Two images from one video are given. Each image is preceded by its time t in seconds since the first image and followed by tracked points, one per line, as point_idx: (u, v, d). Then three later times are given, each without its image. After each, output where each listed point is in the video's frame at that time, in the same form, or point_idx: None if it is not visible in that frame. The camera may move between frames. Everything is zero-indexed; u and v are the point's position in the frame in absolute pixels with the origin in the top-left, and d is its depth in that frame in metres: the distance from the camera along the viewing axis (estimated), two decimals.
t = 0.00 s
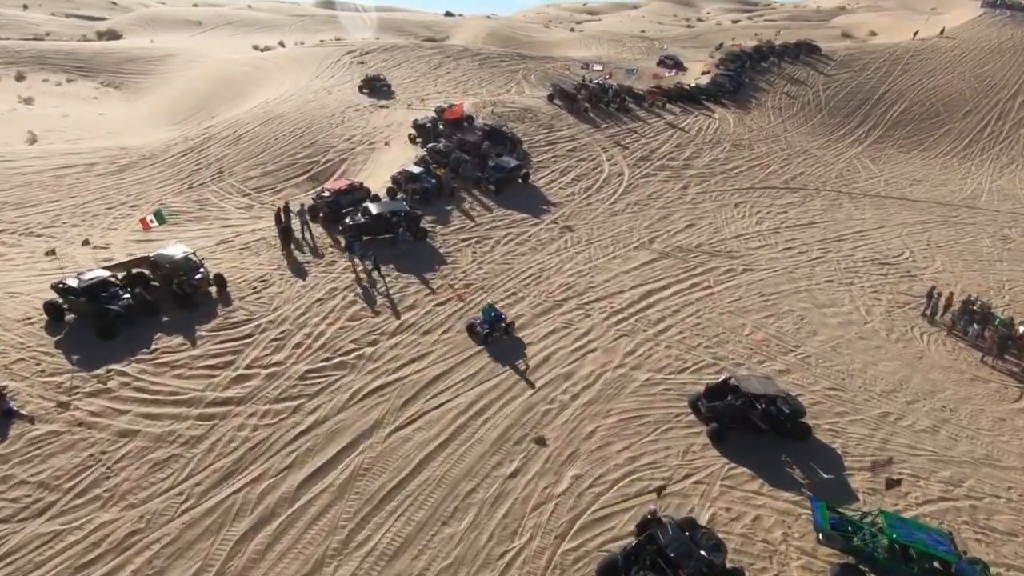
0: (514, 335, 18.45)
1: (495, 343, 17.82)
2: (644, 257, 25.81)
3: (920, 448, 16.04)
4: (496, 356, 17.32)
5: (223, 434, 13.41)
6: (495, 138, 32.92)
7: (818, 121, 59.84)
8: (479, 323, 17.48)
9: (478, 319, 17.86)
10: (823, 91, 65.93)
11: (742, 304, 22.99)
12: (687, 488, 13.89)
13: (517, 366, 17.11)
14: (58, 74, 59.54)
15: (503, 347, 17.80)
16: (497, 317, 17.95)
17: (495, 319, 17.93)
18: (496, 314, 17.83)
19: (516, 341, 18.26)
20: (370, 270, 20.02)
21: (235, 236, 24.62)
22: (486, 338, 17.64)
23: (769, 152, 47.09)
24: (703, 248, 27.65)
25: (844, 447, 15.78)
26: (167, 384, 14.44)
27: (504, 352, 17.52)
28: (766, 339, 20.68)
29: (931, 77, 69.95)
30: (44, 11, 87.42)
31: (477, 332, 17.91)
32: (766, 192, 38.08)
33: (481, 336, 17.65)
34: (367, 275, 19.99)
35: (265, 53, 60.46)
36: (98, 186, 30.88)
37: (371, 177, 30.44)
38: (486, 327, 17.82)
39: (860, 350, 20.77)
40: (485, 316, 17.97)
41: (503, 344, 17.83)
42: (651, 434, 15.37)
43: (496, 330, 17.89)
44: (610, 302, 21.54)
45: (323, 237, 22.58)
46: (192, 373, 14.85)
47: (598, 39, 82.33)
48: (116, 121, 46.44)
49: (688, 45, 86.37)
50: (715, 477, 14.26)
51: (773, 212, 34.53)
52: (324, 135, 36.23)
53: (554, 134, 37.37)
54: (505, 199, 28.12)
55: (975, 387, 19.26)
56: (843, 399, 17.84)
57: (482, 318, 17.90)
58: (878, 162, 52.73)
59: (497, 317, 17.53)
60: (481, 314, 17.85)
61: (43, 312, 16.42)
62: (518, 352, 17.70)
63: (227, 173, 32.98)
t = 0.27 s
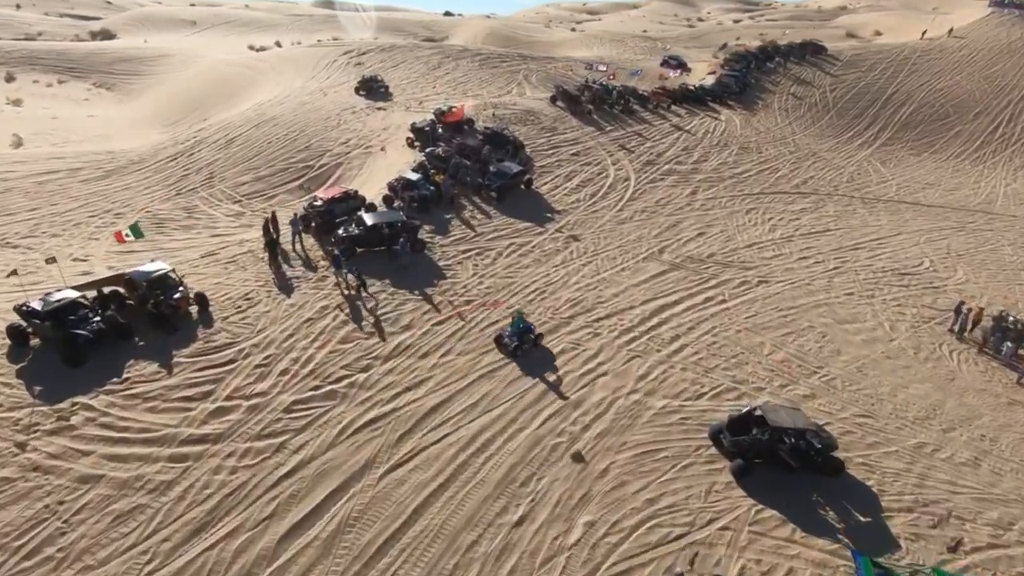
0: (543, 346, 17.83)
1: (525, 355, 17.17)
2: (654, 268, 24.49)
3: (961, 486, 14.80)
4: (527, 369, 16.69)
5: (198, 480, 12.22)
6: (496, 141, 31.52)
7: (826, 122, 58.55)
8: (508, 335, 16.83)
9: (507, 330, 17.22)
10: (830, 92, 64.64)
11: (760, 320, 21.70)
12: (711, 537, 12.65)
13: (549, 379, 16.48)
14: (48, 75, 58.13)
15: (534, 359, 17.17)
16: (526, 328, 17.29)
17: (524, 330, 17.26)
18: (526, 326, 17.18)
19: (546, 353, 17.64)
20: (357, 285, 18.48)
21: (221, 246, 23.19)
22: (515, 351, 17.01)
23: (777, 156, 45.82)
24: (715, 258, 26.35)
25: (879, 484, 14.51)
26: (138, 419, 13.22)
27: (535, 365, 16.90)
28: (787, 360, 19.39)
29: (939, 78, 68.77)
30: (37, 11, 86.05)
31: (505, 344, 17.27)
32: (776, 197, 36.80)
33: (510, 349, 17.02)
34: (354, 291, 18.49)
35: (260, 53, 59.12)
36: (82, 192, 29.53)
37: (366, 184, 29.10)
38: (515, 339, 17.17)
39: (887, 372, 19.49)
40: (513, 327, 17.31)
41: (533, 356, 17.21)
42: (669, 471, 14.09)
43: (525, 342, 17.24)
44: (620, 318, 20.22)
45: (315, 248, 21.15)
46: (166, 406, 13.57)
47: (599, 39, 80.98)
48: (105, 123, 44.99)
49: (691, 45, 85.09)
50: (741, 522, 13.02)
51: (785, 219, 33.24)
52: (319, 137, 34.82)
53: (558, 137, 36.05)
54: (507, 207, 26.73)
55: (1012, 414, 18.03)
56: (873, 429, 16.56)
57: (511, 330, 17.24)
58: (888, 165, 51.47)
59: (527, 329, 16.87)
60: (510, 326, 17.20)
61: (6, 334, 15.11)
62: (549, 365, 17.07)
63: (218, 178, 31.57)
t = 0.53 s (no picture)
0: (573, 356, 17.21)
1: (557, 368, 16.54)
2: (664, 280, 23.16)
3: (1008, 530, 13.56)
4: (559, 383, 16.06)
5: (164, 535, 11.07)
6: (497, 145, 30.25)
7: (833, 124, 57.30)
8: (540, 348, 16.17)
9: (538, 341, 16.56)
10: (836, 92, 63.34)
11: (779, 338, 20.39)
12: None
13: (582, 394, 15.86)
14: (36, 75, 56.63)
15: (566, 372, 16.55)
16: (557, 339, 16.63)
17: (555, 342, 16.61)
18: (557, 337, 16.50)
19: (577, 363, 17.02)
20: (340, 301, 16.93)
21: (204, 258, 21.74)
22: (547, 364, 16.37)
23: (785, 158, 44.52)
24: (728, 269, 25.02)
25: (919, 528, 13.24)
26: (102, 461, 12.09)
27: (568, 378, 16.28)
28: (810, 383, 18.11)
29: (947, 77, 67.54)
30: (28, 10, 84.60)
31: (536, 356, 16.62)
32: (786, 202, 35.50)
33: (542, 361, 16.39)
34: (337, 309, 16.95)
35: (253, 53, 57.72)
36: (62, 198, 28.10)
37: (358, 191, 27.70)
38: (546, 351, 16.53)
39: (917, 395, 18.22)
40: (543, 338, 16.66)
41: (565, 368, 16.58)
42: (691, 515, 12.80)
43: (557, 354, 16.60)
44: (630, 337, 18.89)
45: (305, 259, 19.78)
46: (133, 445, 12.41)
47: (600, 39, 79.63)
48: (92, 124, 43.46)
49: (693, 45, 83.79)
50: None
51: (797, 226, 31.97)
52: (312, 140, 33.32)
53: (560, 139, 34.69)
54: (508, 215, 25.37)
55: None
56: (907, 463, 15.29)
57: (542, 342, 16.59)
58: (898, 168, 50.19)
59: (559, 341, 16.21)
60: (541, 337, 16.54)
61: None
62: (581, 378, 16.45)
63: (206, 184, 29.92)
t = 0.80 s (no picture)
0: (600, 366, 16.65)
1: (586, 379, 15.95)
2: (674, 293, 21.87)
3: None
4: (591, 395, 15.48)
5: None
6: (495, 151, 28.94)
7: (838, 125, 56.12)
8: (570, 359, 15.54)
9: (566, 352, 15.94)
10: (840, 93, 62.16)
11: (797, 357, 19.14)
12: None
13: (614, 407, 15.27)
14: (22, 75, 55.03)
15: (595, 383, 15.97)
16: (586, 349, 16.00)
17: (585, 352, 15.97)
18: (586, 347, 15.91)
19: (604, 373, 16.47)
20: (319, 322, 15.51)
21: (183, 270, 20.30)
22: (577, 375, 15.75)
23: (791, 161, 43.31)
24: (740, 280, 23.77)
25: None
26: (56, 512, 11.03)
27: (598, 389, 15.70)
28: (834, 408, 16.86)
29: (952, 77, 66.50)
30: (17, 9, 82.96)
31: (564, 367, 15.99)
32: (795, 208, 34.30)
33: (571, 373, 15.78)
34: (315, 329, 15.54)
35: (245, 53, 56.28)
36: (38, 206, 26.68)
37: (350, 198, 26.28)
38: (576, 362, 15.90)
39: (949, 421, 17.01)
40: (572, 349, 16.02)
41: (594, 379, 16.01)
42: (713, 567, 11.65)
43: (586, 365, 15.99)
44: (641, 358, 17.57)
45: (292, 272, 18.43)
46: (91, 494, 11.33)
47: (599, 38, 78.29)
48: (75, 125, 41.89)
49: (694, 45, 82.56)
50: None
51: (808, 234, 30.80)
52: (304, 142, 31.70)
53: (562, 142, 33.40)
54: (509, 223, 23.98)
55: None
56: (945, 501, 14.06)
57: (571, 352, 15.95)
58: (906, 171, 49.06)
59: (590, 352, 15.63)
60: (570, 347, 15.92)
61: None
62: (611, 389, 15.89)
63: (192, 190, 28.14)
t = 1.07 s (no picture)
0: (626, 375, 16.23)
1: (611, 389, 15.49)
2: (682, 306, 20.70)
3: None
4: (618, 404, 15.04)
5: None
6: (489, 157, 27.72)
7: (840, 126, 55.10)
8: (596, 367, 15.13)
9: (591, 361, 15.54)
10: (840, 93, 61.14)
11: (814, 377, 18.02)
12: None
13: (643, 417, 14.81)
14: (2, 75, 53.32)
15: (620, 393, 15.51)
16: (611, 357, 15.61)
17: (610, 360, 15.58)
18: (611, 355, 15.52)
19: (628, 382, 16.02)
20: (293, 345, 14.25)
21: (159, 284, 18.97)
22: (602, 384, 15.32)
23: (794, 164, 42.21)
24: (749, 292, 22.62)
25: None
26: None
27: (624, 399, 15.23)
28: (857, 433, 15.74)
29: (953, 77, 65.58)
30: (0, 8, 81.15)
31: (589, 376, 15.56)
32: (800, 214, 33.21)
33: (597, 382, 15.33)
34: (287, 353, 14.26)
35: (233, 53, 54.82)
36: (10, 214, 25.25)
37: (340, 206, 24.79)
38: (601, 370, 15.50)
39: (979, 447, 15.92)
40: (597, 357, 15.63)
41: (620, 388, 15.57)
42: None
43: (611, 373, 15.58)
44: (650, 379, 16.37)
45: (275, 288, 17.09)
46: (40, 553, 10.33)
47: (595, 38, 77.10)
48: (56, 127, 40.31)
49: (690, 44, 81.47)
50: None
51: (815, 241, 29.76)
52: (293, 146, 29.88)
53: (560, 144, 32.17)
54: (506, 232, 22.68)
55: None
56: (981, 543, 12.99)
57: (596, 360, 15.56)
58: (909, 173, 48.05)
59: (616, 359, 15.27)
60: (595, 355, 15.53)
61: None
62: (639, 398, 15.45)
63: (174, 197, 26.28)
